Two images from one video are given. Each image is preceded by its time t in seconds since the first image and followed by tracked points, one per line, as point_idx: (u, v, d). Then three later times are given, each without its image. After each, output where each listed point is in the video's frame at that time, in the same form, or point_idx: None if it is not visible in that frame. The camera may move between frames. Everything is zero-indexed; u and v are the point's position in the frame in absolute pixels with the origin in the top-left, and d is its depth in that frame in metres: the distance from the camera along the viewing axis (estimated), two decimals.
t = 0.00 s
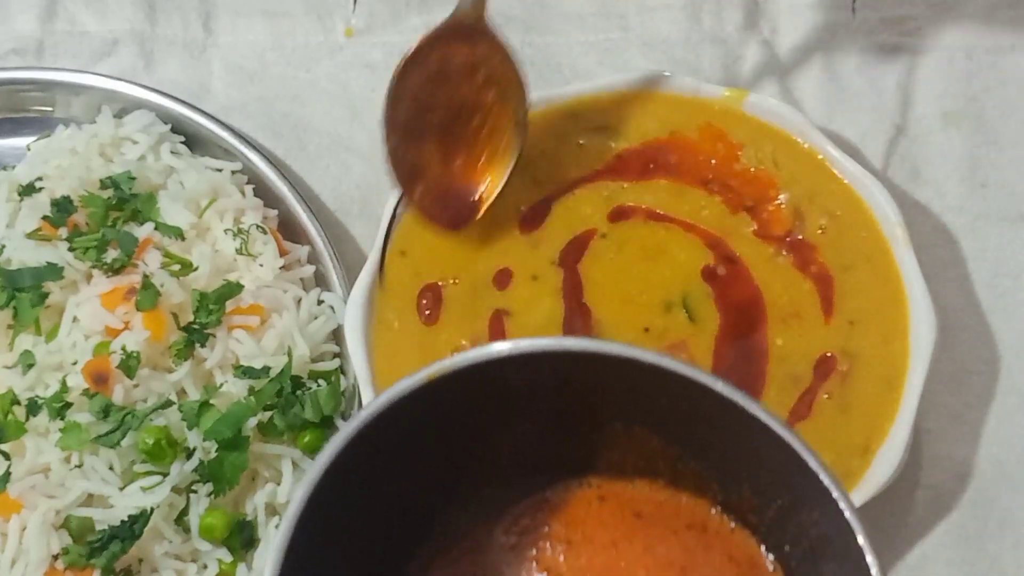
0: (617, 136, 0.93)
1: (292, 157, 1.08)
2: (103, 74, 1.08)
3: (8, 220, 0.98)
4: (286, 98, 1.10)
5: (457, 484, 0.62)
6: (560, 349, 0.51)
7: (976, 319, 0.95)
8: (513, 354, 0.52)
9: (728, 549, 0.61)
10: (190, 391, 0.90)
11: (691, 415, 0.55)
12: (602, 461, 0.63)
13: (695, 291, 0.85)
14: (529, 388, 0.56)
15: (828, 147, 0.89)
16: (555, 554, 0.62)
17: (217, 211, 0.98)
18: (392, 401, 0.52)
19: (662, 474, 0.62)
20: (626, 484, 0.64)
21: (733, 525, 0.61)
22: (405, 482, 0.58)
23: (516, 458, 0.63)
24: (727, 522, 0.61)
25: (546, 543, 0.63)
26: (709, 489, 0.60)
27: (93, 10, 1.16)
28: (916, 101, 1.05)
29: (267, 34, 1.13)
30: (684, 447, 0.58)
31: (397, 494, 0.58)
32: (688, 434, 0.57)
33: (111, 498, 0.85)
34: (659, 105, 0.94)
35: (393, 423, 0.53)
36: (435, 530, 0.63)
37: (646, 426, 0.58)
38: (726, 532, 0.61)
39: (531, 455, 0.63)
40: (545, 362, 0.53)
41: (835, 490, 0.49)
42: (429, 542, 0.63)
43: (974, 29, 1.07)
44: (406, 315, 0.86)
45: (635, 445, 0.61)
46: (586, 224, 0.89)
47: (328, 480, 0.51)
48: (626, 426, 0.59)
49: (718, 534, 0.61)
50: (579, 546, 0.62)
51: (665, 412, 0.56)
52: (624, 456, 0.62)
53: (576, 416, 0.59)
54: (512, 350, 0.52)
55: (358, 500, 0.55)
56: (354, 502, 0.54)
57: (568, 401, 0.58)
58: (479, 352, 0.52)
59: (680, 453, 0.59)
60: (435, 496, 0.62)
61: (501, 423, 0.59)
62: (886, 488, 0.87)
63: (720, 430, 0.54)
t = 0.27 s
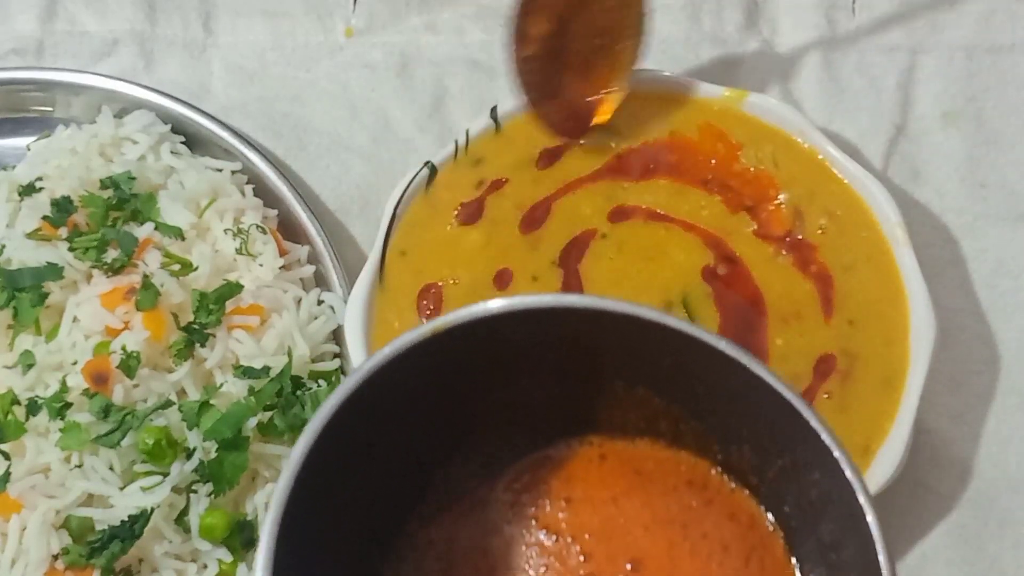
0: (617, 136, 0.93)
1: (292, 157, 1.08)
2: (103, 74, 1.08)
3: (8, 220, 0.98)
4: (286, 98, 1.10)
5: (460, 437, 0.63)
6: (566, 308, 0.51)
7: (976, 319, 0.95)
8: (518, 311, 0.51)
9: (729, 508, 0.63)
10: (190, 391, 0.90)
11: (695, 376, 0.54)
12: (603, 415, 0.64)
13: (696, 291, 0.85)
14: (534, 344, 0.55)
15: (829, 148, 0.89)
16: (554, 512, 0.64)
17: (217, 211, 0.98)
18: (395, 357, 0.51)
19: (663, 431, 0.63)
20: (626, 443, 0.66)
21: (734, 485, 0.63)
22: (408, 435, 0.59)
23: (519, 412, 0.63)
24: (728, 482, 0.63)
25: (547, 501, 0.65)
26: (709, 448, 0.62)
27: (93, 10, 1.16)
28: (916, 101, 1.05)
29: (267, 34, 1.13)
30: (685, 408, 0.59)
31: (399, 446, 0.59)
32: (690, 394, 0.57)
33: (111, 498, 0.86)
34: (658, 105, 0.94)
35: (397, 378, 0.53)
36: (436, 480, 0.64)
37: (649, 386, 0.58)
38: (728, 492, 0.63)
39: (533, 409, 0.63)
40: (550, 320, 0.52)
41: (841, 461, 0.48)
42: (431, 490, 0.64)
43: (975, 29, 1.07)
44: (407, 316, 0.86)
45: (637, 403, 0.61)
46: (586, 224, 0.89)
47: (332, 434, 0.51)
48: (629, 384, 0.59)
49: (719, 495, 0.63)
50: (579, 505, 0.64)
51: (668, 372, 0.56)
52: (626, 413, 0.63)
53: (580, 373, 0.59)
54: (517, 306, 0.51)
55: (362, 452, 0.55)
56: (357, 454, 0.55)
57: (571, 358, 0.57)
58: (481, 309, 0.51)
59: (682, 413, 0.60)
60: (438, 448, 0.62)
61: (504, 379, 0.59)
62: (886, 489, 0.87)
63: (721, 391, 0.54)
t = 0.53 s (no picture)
0: (618, 136, 0.93)
1: (292, 157, 1.08)
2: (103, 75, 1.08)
3: (8, 220, 0.98)
4: (286, 98, 1.10)
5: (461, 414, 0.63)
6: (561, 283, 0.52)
7: (976, 319, 0.95)
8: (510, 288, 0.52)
9: (733, 485, 0.64)
10: (190, 391, 0.90)
11: (692, 351, 0.56)
12: (603, 391, 0.65)
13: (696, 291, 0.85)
14: (533, 320, 0.56)
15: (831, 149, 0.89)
16: (557, 493, 0.65)
17: (217, 211, 0.98)
18: (399, 330, 0.51)
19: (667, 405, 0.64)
20: (630, 421, 0.67)
21: (737, 462, 0.64)
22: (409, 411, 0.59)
23: (520, 389, 0.64)
24: (732, 459, 0.64)
25: (551, 481, 0.66)
26: (713, 427, 0.63)
27: (93, 10, 1.16)
28: (916, 101, 1.05)
29: (267, 34, 1.13)
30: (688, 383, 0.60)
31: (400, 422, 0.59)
32: (692, 369, 0.58)
33: (111, 498, 0.86)
34: (659, 105, 0.94)
35: (397, 355, 0.53)
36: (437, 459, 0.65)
37: (651, 363, 0.59)
38: (731, 470, 0.64)
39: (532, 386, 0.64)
40: (548, 296, 0.53)
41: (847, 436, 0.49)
42: (433, 469, 0.65)
43: (974, 29, 1.07)
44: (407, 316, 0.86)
45: (638, 380, 0.62)
46: (586, 223, 0.89)
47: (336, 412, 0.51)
48: (631, 361, 0.60)
49: (722, 473, 0.64)
50: (582, 485, 0.65)
51: (669, 348, 0.57)
52: (629, 391, 0.64)
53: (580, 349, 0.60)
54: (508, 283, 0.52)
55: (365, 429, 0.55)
56: (361, 430, 0.55)
57: (571, 334, 0.58)
58: (476, 287, 0.52)
59: (682, 390, 0.61)
60: (438, 426, 0.63)
61: (502, 355, 0.59)
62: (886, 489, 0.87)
63: (721, 368, 0.56)
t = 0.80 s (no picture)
0: (617, 136, 0.93)
1: (292, 157, 1.08)
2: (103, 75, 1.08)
3: (8, 220, 0.98)
4: (286, 98, 1.10)
5: (487, 412, 0.65)
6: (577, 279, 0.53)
7: (976, 319, 0.94)
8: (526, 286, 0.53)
9: (756, 481, 0.66)
10: (190, 391, 0.90)
11: (710, 341, 0.58)
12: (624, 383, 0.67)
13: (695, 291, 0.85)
14: (554, 317, 0.57)
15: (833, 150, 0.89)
16: (579, 487, 0.67)
17: (217, 211, 0.98)
18: (430, 323, 0.52)
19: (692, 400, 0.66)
20: (652, 415, 0.69)
21: (762, 459, 0.66)
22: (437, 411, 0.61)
23: (543, 387, 0.66)
24: (757, 455, 0.66)
25: (574, 477, 0.67)
26: (737, 422, 0.65)
27: (93, 10, 1.16)
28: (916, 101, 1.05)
29: (267, 34, 1.13)
30: (711, 376, 0.61)
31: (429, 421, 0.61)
32: (714, 364, 0.60)
33: (111, 498, 0.86)
34: (658, 105, 0.94)
35: (422, 357, 0.54)
36: (462, 450, 0.66)
37: (673, 356, 0.61)
38: (757, 466, 0.66)
39: (553, 385, 0.66)
40: (574, 290, 0.55)
41: (874, 435, 0.51)
42: (459, 466, 0.67)
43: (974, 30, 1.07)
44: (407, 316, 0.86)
45: (660, 371, 0.64)
46: (586, 224, 0.89)
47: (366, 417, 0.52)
48: (654, 354, 0.62)
49: (747, 469, 0.66)
50: (604, 478, 0.67)
51: (691, 340, 0.59)
52: (652, 384, 0.66)
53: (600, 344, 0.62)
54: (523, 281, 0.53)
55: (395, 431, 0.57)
56: (392, 432, 0.57)
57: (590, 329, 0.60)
58: (492, 288, 0.53)
59: (704, 385, 0.63)
60: (465, 424, 0.64)
61: (524, 354, 0.61)
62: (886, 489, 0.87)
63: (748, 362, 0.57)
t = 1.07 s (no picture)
0: (618, 135, 0.93)
1: (292, 157, 1.08)
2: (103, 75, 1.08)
3: (8, 219, 0.98)
4: (286, 98, 1.10)
5: (541, 476, 0.61)
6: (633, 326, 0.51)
7: (975, 319, 0.95)
8: (581, 336, 0.51)
9: (820, 532, 0.62)
10: (190, 391, 0.90)
11: (770, 388, 0.55)
12: (681, 438, 0.63)
13: (695, 291, 0.85)
14: (609, 368, 0.55)
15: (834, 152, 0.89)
16: (640, 541, 0.62)
17: (217, 211, 0.98)
18: (487, 377, 0.50)
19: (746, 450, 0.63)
20: (710, 464, 0.65)
21: (823, 507, 0.62)
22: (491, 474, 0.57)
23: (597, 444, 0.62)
24: (818, 503, 0.63)
25: (635, 530, 0.63)
26: (796, 469, 0.61)
27: (93, 10, 1.16)
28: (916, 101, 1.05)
29: (267, 34, 1.13)
30: (770, 425, 0.58)
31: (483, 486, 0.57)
32: (780, 412, 0.57)
33: (111, 498, 0.86)
34: (658, 105, 0.94)
35: (477, 417, 0.52)
36: (520, 509, 0.62)
37: (739, 405, 0.58)
38: (816, 515, 0.63)
39: (607, 442, 0.62)
40: (631, 338, 0.52)
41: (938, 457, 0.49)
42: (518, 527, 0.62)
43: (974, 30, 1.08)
44: (407, 316, 0.86)
45: (718, 423, 0.61)
46: (585, 224, 0.89)
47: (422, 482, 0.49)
48: (718, 403, 0.58)
49: (806, 518, 0.63)
50: (663, 530, 0.63)
51: (760, 386, 0.55)
52: (714, 432, 0.62)
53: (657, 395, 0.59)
54: (577, 330, 0.51)
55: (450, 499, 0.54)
56: (447, 501, 0.53)
57: (645, 379, 0.57)
58: (544, 337, 0.51)
59: (766, 433, 0.59)
60: (520, 489, 0.61)
61: (579, 408, 0.58)
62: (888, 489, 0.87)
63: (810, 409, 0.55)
